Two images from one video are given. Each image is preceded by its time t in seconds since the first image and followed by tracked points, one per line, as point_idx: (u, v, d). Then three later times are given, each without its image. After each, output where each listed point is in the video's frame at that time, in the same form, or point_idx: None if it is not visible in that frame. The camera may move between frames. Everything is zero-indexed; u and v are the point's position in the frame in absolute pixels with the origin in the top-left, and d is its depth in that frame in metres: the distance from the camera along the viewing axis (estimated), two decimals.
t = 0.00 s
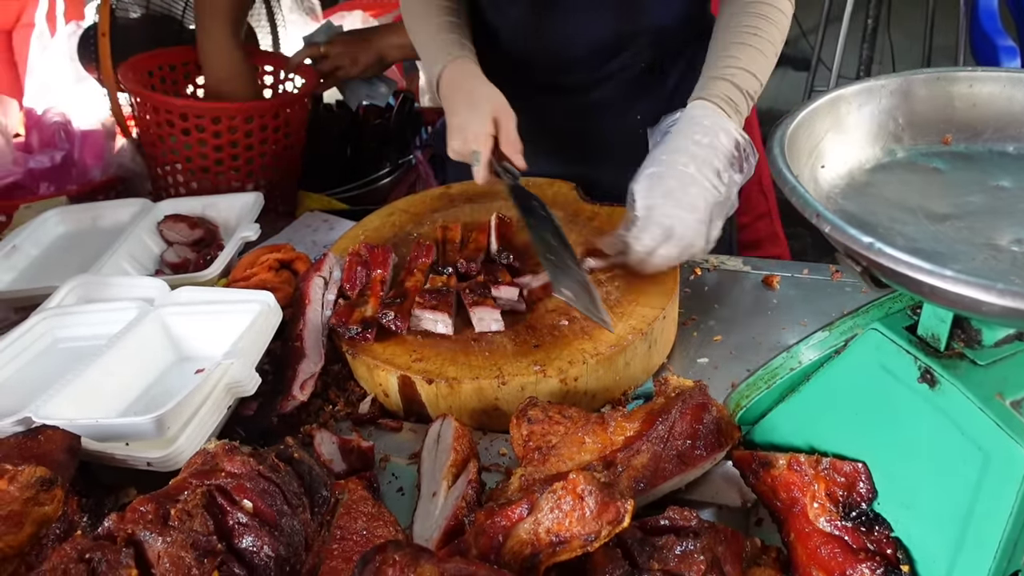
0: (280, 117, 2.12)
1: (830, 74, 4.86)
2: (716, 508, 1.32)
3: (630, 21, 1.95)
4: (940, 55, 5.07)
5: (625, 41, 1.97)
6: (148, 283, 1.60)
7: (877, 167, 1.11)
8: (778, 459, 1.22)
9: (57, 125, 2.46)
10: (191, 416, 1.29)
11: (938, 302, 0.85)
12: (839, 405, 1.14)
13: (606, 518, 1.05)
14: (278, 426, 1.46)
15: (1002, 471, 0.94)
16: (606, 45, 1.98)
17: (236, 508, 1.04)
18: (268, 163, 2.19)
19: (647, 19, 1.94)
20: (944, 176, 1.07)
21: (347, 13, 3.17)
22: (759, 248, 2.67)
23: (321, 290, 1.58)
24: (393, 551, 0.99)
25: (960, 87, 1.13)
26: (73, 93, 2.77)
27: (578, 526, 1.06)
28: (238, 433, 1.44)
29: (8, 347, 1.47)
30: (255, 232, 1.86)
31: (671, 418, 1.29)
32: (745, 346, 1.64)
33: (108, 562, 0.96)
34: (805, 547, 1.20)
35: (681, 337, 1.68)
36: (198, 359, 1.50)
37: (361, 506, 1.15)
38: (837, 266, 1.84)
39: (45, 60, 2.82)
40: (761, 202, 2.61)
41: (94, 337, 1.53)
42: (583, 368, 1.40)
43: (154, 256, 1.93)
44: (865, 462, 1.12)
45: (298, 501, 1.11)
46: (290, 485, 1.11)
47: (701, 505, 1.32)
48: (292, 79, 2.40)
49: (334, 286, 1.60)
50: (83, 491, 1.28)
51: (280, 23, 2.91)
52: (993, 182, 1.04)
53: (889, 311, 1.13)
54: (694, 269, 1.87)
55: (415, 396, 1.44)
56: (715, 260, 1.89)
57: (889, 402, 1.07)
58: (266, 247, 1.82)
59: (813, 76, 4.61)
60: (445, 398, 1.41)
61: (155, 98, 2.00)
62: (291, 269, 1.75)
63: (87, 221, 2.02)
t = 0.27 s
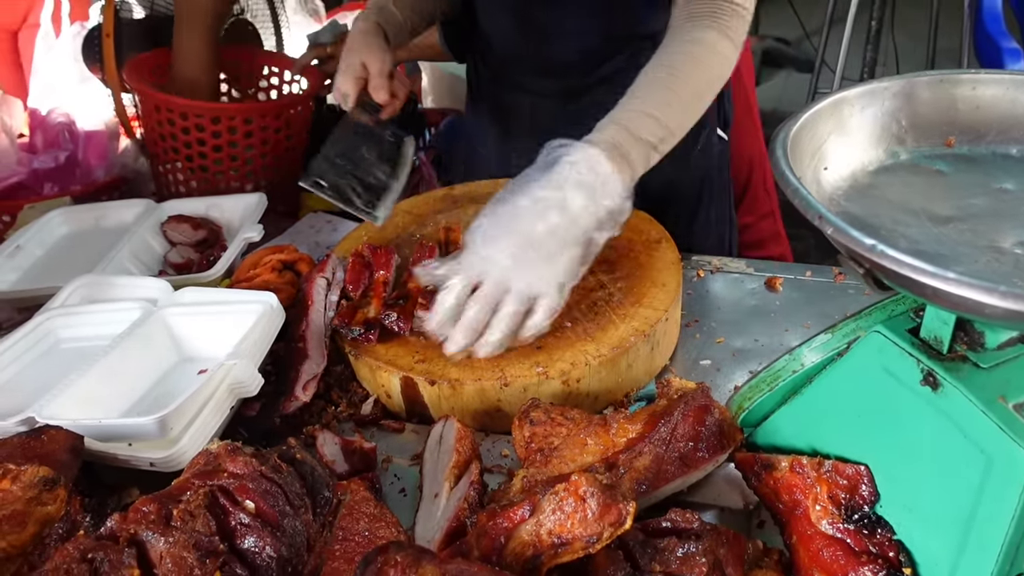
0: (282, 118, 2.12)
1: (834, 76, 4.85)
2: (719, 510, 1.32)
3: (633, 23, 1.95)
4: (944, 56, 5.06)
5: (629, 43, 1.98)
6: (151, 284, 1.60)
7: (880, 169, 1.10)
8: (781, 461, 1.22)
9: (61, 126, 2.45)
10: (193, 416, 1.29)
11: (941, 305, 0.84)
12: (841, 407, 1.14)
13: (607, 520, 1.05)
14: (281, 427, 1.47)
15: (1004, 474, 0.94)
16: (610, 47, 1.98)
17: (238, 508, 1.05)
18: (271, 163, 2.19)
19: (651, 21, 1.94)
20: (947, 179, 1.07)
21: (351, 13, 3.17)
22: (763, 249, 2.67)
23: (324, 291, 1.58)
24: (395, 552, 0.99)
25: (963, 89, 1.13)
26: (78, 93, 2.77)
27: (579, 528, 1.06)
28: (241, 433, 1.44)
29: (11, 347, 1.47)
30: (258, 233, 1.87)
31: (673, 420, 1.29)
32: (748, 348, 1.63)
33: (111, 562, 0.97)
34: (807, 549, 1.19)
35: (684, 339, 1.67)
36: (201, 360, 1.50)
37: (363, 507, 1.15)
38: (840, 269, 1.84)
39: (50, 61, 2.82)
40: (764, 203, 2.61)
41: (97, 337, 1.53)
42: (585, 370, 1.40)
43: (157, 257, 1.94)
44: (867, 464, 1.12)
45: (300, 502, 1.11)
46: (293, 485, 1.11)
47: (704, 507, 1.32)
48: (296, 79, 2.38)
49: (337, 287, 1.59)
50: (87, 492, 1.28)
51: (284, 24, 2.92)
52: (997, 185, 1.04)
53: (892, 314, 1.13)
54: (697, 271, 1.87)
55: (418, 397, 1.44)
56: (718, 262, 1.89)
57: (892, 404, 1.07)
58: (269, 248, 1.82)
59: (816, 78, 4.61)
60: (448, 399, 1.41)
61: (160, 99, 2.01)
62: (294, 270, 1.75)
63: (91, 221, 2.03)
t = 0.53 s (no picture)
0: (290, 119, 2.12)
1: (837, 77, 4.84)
2: (720, 511, 1.32)
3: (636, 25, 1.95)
4: (948, 58, 5.05)
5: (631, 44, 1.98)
6: (154, 284, 1.60)
7: (882, 171, 1.10)
8: (782, 463, 1.22)
9: (65, 126, 2.46)
10: (196, 416, 1.29)
11: (942, 307, 0.84)
12: (842, 409, 1.14)
13: (608, 521, 1.05)
14: (283, 427, 1.47)
15: (1005, 475, 0.94)
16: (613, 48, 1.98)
17: (240, 509, 1.05)
18: (274, 164, 2.19)
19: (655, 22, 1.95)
20: (949, 181, 1.07)
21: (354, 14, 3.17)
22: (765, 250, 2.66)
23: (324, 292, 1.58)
24: (396, 552, 0.99)
25: (965, 91, 1.13)
26: (82, 94, 2.77)
27: (580, 529, 1.06)
28: (243, 433, 1.44)
29: (15, 346, 1.48)
30: (261, 234, 1.87)
31: (675, 421, 1.29)
32: (750, 349, 1.63)
33: (113, 562, 0.97)
34: (808, 551, 1.19)
35: (686, 341, 1.67)
36: (204, 360, 1.50)
37: (365, 507, 1.16)
38: (842, 270, 1.84)
39: (54, 61, 2.83)
40: (767, 204, 2.61)
41: (101, 338, 1.54)
42: (588, 371, 1.40)
43: (160, 257, 1.94)
44: (868, 466, 1.11)
45: (301, 502, 1.11)
46: (294, 486, 1.11)
47: (705, 508, 1.32)
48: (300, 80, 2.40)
49: (339, 287, 1.59)
50: (90, 491, 1.28)
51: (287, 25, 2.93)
52: (999, 187, 1.03)
53: (894, 315, 1.13)
54: (699, 272, 1.87)
55: (420, 397, 1.44)
56: (720, 264, 1.89)
57: (893, 406, 1.07)
58: (271, 248, 1.83)
59: (820, 80, 4.60)
60: (449, 400, 1.41)
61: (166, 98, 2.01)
62: (297, 270, 1.75)
63: (94, 221, 2.03)
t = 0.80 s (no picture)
0: (294, 121, 2.13)
1: (841, 78, 4.84)
2: (722, 513, 1.32)
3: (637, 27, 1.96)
4: (951, 59, 5.04)
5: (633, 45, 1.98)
6: (156, 286, 1.61)
7: (883, 172, 1.10)
8: (784, 464, 1.22)
9: (68, 129, 2.46)
10: (198, 417, 1.30)
11: (943, 308, 0.84)
12: (844, 410, 1.14)
13: (610, 522, 1.05)
14: (285, 429, 1.47)
15: (1007, 477, 0.93)
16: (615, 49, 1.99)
17: (242, 510, 1.05)
18: (277, 165, 2.20)
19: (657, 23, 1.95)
20: (950, 182, 1.07)
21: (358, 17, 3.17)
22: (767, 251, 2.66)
23: (327, 292, 1.59)
24: (397, 554, 0.99)
25: (967, 92, 1.12)
26: (86, 96, 2.78)
27: (582, 530, 1.06)
28: (245, 435, 1.44)
29: (18, 348, 1.48)
30: (264, 236, 1.87)
31: (677, 423, 1.29)
32: (752, 350, 1.63)
33: (115, 563, 0.97)
34: (810, 552, 1.19)
35: (688, 342, 1.67)
36: (206, 362, 1.51)
37: (368, 508, 1.16)
38: (845, 271, 1.83)
39: (58, 64, 2.84)
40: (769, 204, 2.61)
41: (104, 339, 1.54)
42: (589, 372, 1.40)
43: (163, 259, 1.94)
44: (870, 468, 1.11)
45: (303, 503, 1.11)
46: (296, 487, 1.11)
47: (707, 510, 1.32)
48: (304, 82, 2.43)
49: (341, 289, 1.60)
50: (92, 493, 1.29)
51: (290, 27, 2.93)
52: (1000, 188, 1.03)
53: (895, 316, 1.13)
54: (701, 274, 1.87)
55: (422, 399, 1.44)
56: (722, 265, 1.89)
57: (895, 407, 1.07)
58: (274, 250, 1.83)
59: (823, 81, 4.60)
60: (451, 402, 1.41)
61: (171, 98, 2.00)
62: (299, 272, 1.76)
63: (97, 223, 2.04)
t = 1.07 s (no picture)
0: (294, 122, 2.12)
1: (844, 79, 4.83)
2: (724, 515, 1.31)
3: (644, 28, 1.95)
4: (955, 60, 5.03)
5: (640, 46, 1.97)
6: (159, 287, 1.61)
7: (885, 174, 1.10)
8: (787, 466, 1.22)
9: (72, 130, 2.47)
10: (200, 419, 1.30)
11: (945, 310, 0.84)
12: (847, 412, 1.14)
13: (612, 524, 1.05)
14: (287, 430, 1.47)
15: (1010, 478, 0.93)
16: (622, 49, 1.98)
17: (244, 511, 1.05)
18: (279, 166, 2.20)
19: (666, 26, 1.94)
20: (953, 183, 1.06)
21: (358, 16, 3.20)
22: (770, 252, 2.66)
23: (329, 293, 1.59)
24: (399, 556, 0.99)
25: (970, 93, 1.12)
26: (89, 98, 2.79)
27: (584, 532, 1.06)
28: (248, 436, 1.44)
29: (21, 349, 1.49)
30: (266, 237, 1.88)
31: (679, 424, 1.29)
32: (754, 352, 1.63)
33: (117, 564, 0.97)
34: (813, 555, 1.18)
35: (691, 344, 1.67)
36: (209, 363, 1.51)
37: (369, 510, 1.15)
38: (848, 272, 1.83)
39: (62, 65, 2.85)
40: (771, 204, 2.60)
41: (106, 340, 1.54)
42: (591, 374, 1.40)
43: (166, 260, 1.95)
44: (874, 470, 1.11)
45: (305, 505, 1.11)
46: (297, 488, 1.11)
47: (710, 512, 1.31)
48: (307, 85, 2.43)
49: (344, 290, 1.61)
50: (95, 494, 1.29)
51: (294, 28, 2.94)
52: (1004, 190, 1.03)
53: (898, 318, 1.12)
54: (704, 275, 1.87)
55: (424, 401, 1.44)
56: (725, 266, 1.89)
57: (898, 409, 1.07)
58: (277, 251, 1.83)
59: (826, 82, 4.59)
60: (453, 403, 1.41)
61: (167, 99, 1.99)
62: (301, 273, 1.76)
63: (100, 225, 2.04)
